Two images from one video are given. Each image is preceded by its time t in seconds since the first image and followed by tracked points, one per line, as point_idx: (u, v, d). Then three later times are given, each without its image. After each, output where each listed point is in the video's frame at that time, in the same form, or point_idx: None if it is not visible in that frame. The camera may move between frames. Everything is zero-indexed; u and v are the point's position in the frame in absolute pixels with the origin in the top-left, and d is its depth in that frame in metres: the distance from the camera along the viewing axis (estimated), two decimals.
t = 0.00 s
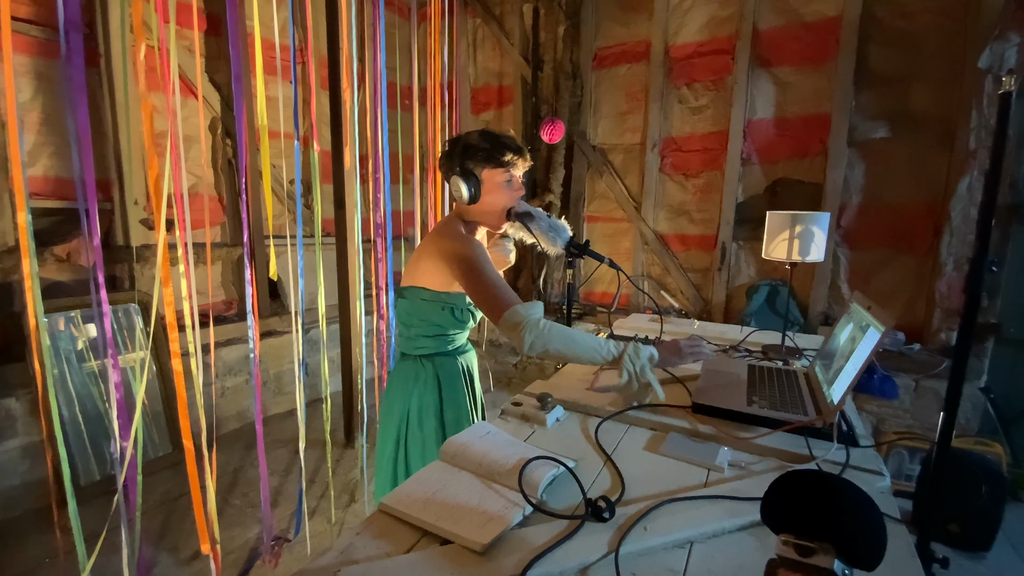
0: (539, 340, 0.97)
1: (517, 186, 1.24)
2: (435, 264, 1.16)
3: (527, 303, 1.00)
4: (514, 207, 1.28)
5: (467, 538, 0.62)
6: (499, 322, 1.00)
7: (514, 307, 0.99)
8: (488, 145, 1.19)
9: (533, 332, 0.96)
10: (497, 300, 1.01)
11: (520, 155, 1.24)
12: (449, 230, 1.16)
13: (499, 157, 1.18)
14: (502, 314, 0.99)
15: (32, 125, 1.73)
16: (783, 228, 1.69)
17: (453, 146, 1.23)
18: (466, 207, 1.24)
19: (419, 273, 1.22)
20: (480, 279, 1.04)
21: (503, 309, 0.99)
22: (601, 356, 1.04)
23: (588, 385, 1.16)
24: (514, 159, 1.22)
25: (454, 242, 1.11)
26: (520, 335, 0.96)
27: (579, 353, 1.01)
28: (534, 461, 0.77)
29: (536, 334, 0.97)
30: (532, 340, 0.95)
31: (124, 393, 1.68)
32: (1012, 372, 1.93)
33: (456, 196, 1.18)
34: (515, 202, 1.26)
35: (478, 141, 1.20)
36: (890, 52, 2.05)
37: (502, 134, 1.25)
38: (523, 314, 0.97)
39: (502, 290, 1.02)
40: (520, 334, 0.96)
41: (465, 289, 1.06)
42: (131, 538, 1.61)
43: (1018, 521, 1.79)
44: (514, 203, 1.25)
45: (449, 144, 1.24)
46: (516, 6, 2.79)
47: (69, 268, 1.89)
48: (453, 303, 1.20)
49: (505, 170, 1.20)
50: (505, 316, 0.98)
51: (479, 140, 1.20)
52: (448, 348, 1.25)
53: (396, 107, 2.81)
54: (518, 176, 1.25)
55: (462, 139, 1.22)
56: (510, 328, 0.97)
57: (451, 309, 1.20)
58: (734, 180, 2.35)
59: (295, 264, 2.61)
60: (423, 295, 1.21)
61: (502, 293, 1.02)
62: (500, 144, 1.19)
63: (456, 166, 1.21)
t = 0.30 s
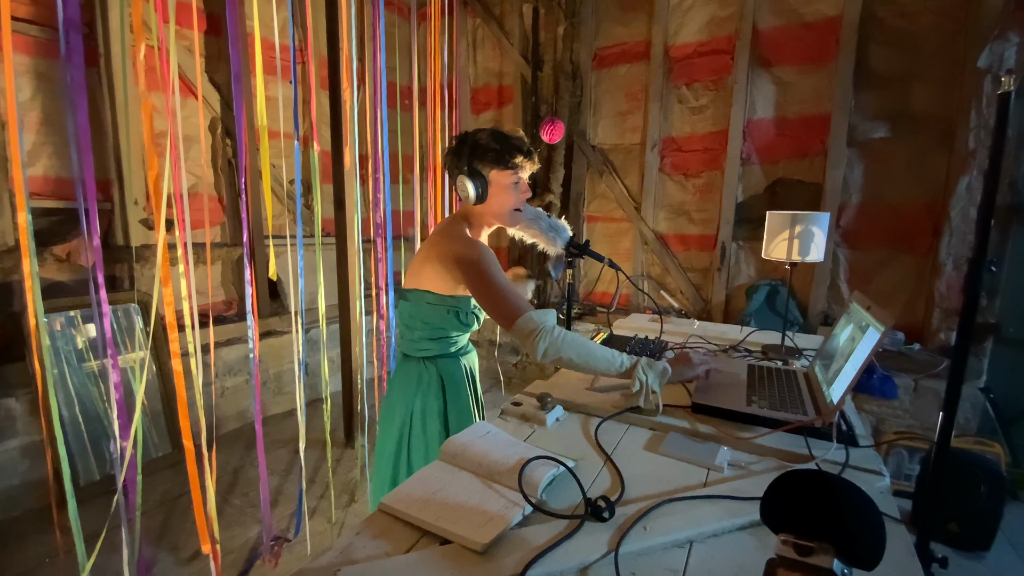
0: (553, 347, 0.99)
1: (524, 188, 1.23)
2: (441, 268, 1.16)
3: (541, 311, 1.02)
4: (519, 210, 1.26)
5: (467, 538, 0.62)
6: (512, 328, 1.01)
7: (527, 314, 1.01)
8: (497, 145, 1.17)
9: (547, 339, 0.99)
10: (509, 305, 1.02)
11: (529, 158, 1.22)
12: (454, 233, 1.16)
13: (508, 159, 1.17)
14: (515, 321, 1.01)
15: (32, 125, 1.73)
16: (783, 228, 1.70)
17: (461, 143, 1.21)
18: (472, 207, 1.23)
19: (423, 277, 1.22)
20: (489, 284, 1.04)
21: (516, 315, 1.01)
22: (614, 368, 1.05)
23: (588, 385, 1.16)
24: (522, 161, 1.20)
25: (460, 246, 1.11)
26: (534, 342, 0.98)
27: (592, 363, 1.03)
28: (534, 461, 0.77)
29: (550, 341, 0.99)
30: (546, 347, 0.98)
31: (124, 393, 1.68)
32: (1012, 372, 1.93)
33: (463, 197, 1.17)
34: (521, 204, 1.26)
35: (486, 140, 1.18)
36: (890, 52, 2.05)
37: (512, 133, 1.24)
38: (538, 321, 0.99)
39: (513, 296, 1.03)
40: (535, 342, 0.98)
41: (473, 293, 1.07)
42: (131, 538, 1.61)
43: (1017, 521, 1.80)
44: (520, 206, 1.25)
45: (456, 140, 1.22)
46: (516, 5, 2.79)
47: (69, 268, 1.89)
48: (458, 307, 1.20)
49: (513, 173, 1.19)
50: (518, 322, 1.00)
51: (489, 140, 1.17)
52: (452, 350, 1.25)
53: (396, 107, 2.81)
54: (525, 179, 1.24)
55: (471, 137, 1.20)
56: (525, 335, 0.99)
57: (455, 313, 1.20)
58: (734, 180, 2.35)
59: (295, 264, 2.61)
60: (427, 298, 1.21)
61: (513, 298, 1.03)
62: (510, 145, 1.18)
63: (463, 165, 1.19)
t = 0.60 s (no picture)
0: (555, 352, 0.99)
1: (529, 191, 1.24)
2: (444, 269, 1.16)
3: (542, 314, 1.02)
4: (523, 211, 1.27)
5: (467, 538, 0.62)
6: (513, 332, 1.01)
7: (529, 317, 1.00)
8: (504, 146, 1.17)
9: (550, 344, 0.98)
10: (512, 309, 1.02)
11: (535, 161, 1.23)
12: (458, 235, 1.16)
13: (514, 162, 1.17)
14: (517, 324, 1.00)
15: (32, 125, 1.73)
16: (783, 228, 1.69)
17: (467, 142, 1.21)
18: (478, 208, 1.22)
19: (426, 278, 1.21)
20: (492, 287, 1.04)
21: (518, 319, 1.01)
22: (617, 372, 1.04)
23: (588, 385, 1.16)
24: (528, 164, 1.21)
25: (464, 248, 1.11)
26: (537, 347, 0.98)
27: (595, 368, 1.03)
28: (534, 461, 0.77)
29: (553, 346, 0.98)
30: (549, 351, 0.98)
31: (123, 393, 1.68)
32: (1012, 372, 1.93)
33: (468, 197, 1.16)
34: (526, 207, 1.26)
35: (493, 141, 1.18)
36: (891, 52, 2.05)
37: (518, 134, 1.24)
38: (540, 325, 0.99)
39: (516, 300, 1.03)
40: (537, 347, 0.98)
41: (476, 296, 1.07)
42: (131, 538, 1.61)
43: (1017, 521, 1.80)
44: (524, 208, 1.25)
45: (462, 139, 1.22)
46: (516, 5, 2.79)
47: (69, 268, 1.89)
48: (460, 309, 1.20)
49: (518, 175, 1.20)
50: (521, 326, 1.00)
51: (497, 141, 1.17)
52: (453, 352, 1.25)
53: (396, 107, 2.81)
54: (530, 181, 1.24)
55: (477, 137, 1.19)
56: (527, 340, 0.99)
57: (457, 315, 1.20)
58: (734, 180, 2.35)
59: (295, 264, 2.61)
60: (429, 300, 1.20)
61: (517, 302, 1.03)
62: (517, 148, 1.18)
63: (469, 165, 1.19)
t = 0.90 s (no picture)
0: (558, 352, 0.99)
1: (532, 191, 1.24)
2: (447, 268, 1.16)
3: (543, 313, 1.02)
4: (526, 211, 1.26)
5: (468, 538, 0.62)
6: (517, 333, 1.01)
7: (533, 318, 1.00)
8: (508, 146, 1.16)
9: (553, 345, 0.98)
10: (515, 310, 1.02)
11: (538, 160, 1.22)
12: (463, 234, 1.16)
13: (518, 162, 1.17)
14: (521, 325, 1.01)
15: (32, 125, 1.73)
16: (783, 228, 1.69)
17: (470, 141, 1.20)
18: (481, 208, 1.22)
19: (428, 276, 1.21)
20: (496, 288, 1.04)
21: (522, 319, 1.01)
22: (621, 372, 1.04)
23: (588, 385, 1.16)
24: (532, 164, 1.21)
25: (468, 248, 1.11)
26: (540, 347, 0.98)
27: (598, 367, 1.03)
28: (534, 461, 0.77)
29: (556, 346, 0.98)
30: (552, 352, 0.97)
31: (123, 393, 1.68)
32: (1012, 371, 1.93)
33: (471, 196, 1.16)
34: (529, 207, 1.25)
35: (497, 141, 1.17)
36: (891, 52, 2.05)
37: (522, 134, 1.24)
38: (543, 326, 0.99)
39: (520, 302, 1.03)
40: (540, 347, 0.98)
41: (479, 296, 1.07)
42: (131, 538, 1.61)
43: (1017, 521, 1.80)
44: (528, 208, 1.25)
45: (465, 138, 1.21)
46: (516, 6, 2.78)
47: (69, 268, 1.89)
48: (462, 309, 1.20)
49: (521, 175, 1.19)
50: (524, 326, 1.00)
51: (501, 141, 1.17)
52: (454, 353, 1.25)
53: (396, 107, 2.81)
54: (534, 181, 1.24)
55: (481, 137, 1.19)
56: (530, 341, 0.99)
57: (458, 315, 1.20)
58: (734, 180, 2.35)
59: (295, 264, 2.61)
60: (431, 300, 1.20)
61: (520, 303, 1.03)
62: (520, 147, 1.18)
63: (472, 164, 1.18)
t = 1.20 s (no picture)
0: (560, 352, 0.98)
1: (535, 189, 1.24)
2: (449, 267, 1.16)
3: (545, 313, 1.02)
4: (529, 211, 1.27)
5: (468, 538, 0.62)
6: (519, 332, 1.01)
7: (535, 316, 1.00)
8: (511, 145, 1.17)
9: (555, 344, 0.98)
10: (517, 308, 1.02)
11: (541, 159, 1.23)
12: (465, 233, 1.16)
13: (521, 160, 1.18)
14: (523, 323, 1.00)
15: (32, 125, 1.73)
16: (783, 228, 1.69)
17: (474, 140, 1.21)
18: (484, 207, 1.23)
19: (430, 275, 1.21)
20: (498, 286, 1.04)
21: (524, 318, 1.01)
22: (623, 372, 1.04)
23: (588, 385, 1.16)
24: (535, 163, 1.21)
25: (471, 246, 1.11)
26: (542, 347, 0.98)
27: (600, 368, 1.03)
28: (534, 461, 0.77)
29: (559, 347, 0.98)
30: (554, 352, 0.97)
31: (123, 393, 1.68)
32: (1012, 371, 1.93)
33: (474, 195, 1.18)
34: (532, 206, 1.26)
35: (500, 139, 1.18)
36: (890, 52, 2.05)
37: (526, 133, 1.24)
38: (545, 325, 0.99)
39: (522, 300, 1.03)
40: (542, 346, 0.98)
41: (481, 295, 1.07)
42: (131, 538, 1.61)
43: (1018, 521, 1.80)
44: (531, 207, 1.26)
45: (470, 137, 1.22)
46: (516, 6, 2.78)
47: (69, 268, 1.89)
48: (464, 308, 1.20)
49: (524, 174, 1.20)
50: (526, 325, 1.00)
51: (504, 139, 1.17)
52: (456, 352, 1.25)
53: (396, 107, 2.81)
54: (536, 180, 1.25)
55: (485, 135, 1.20)
56: (532, 339, 0.99)
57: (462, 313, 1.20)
58: (734, 180, 2.35)
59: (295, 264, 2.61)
60: (433, 298, 1.20)
61: (522, 302, 1.03)
62: (524, 146, 1.18)
63: (476, 163, 1.19)
